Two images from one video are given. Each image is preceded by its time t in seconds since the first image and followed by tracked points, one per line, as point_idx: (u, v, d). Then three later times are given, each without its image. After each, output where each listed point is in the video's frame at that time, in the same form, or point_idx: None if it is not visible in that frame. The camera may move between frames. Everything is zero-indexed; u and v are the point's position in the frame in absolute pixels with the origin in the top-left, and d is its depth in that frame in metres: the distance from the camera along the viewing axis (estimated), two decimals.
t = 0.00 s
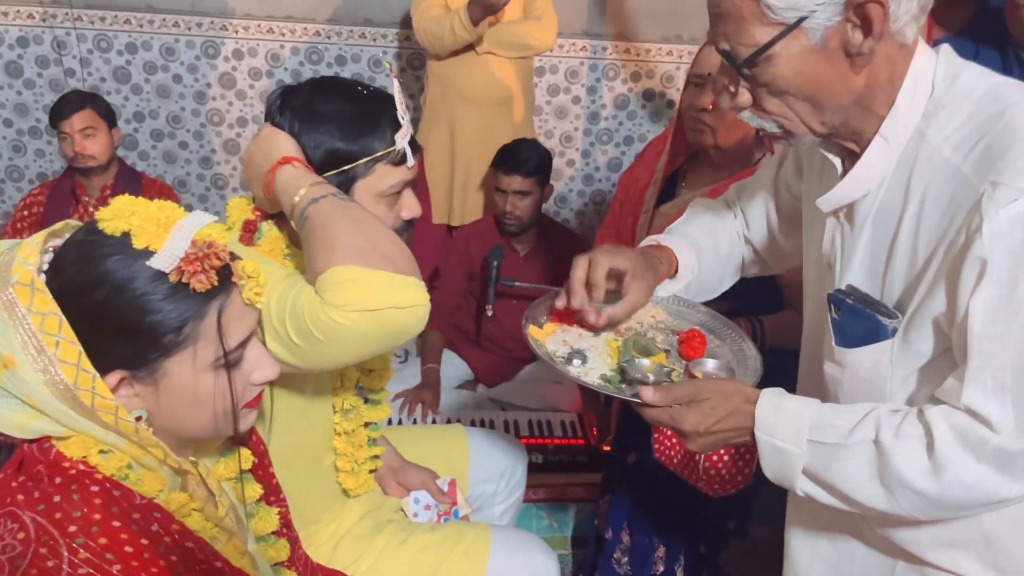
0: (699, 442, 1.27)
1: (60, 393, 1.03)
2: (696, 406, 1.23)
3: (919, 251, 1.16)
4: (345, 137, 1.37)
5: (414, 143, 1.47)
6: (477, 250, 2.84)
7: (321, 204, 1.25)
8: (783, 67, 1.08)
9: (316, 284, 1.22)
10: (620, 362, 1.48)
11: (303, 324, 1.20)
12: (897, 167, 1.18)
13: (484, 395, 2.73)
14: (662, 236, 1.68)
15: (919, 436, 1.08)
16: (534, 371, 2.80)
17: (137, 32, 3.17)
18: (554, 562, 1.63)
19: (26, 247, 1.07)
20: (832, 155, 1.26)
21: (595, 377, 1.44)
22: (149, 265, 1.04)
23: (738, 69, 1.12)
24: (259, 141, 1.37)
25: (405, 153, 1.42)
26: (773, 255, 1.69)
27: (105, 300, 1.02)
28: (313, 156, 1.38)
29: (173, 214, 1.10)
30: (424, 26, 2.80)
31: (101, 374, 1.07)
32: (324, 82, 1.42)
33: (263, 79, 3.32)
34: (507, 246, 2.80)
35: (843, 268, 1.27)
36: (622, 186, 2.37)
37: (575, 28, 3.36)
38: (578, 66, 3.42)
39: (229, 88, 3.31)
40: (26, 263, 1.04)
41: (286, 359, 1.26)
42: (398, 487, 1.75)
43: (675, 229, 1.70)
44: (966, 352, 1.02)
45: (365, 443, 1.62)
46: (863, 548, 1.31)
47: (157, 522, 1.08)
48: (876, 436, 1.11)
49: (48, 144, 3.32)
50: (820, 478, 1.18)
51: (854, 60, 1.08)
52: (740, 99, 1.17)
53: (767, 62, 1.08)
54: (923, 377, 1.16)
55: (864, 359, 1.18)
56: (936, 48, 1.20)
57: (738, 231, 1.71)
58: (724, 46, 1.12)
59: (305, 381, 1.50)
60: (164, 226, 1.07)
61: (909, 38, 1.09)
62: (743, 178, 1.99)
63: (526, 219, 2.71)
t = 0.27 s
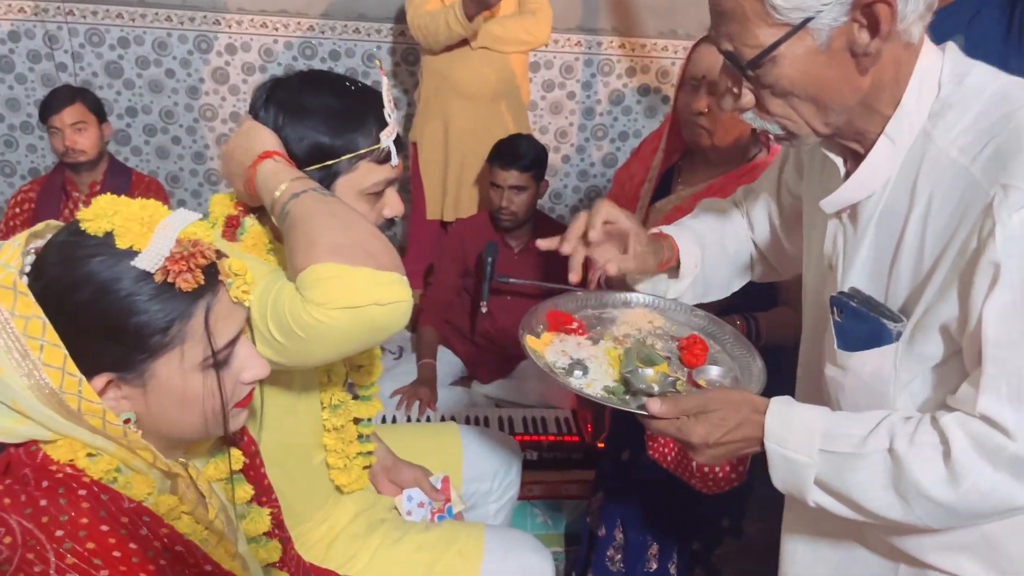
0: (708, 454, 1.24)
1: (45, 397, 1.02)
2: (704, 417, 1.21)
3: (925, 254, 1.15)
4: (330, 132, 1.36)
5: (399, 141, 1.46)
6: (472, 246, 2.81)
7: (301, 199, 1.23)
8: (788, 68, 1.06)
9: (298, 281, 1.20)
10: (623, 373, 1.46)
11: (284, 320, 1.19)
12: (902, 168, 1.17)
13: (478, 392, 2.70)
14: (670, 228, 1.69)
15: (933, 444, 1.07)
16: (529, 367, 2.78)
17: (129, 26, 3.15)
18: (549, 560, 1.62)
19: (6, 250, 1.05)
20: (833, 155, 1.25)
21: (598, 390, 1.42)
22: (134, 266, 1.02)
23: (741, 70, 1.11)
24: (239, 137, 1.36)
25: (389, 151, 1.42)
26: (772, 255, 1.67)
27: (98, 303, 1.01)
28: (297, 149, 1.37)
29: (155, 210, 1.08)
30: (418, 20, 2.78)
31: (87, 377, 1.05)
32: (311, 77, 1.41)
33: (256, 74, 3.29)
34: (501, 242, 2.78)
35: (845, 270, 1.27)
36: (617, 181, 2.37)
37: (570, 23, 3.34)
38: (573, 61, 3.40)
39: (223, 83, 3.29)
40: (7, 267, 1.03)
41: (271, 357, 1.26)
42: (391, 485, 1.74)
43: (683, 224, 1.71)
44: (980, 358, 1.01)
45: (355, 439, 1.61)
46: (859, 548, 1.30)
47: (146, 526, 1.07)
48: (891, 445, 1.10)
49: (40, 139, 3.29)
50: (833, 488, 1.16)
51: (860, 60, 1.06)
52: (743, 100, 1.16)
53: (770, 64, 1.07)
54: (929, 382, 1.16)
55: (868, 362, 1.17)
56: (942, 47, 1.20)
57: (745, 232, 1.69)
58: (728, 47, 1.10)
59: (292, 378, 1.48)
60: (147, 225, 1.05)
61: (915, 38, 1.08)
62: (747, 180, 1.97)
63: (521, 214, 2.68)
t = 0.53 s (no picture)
0: (718, 469, 1.21)
1: (37, 399, 1.00)
2: (713, 431, 1.18)
3: (934, 260, 1.13)
4: (297, 119, 1.35)
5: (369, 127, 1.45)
6: (467, 246, 2.80)
7: (283, 219, 1.21)
8: (794, 73, 1.05)
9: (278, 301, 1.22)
10: (627, 387, 1.43)
11: (264, 341, 1.22)
12: (908, 171, 1.15)
13: (474, 392, 2.68)
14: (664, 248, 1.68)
15: (949, 453, 1.04)
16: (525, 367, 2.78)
17: (124, 25, 3.13)
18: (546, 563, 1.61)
19: None
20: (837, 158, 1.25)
21: (603, 404, 1.38)
22: (125, 264, 1.01)
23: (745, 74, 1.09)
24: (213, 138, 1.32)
25: (357, 138, 1.39)
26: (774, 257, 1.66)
27: (95, 304, 1.00)
28: (263, 138, 1.35)
29: (145, 211, 1.08)
30: (414, 19, 2.77)
31: (80, 378, 1.04)
32: (276, 66, 1.39)
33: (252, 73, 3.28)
34: (497, 241, 2.77)
35: (851, 275, 1.26)
36: (614, 181, 2.35)
37: (567, 22, 3.34)
38: (569, 61, 3.40)
39: (218, 82, 3.28)
40: None
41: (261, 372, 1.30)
42: (387, 485, 1.73)
43: (682, 241, 1.69)
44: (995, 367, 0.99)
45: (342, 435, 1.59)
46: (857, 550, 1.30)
47: (138, 528, 1.05)
48: (905, 455, 1.08)
49: (34, 138, 3.28)
50: (848, 501, 1.14)
51: (866, 64, 1.05)
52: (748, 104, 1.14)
53: (775, 68, 1.05)
54: (939, 390, 1.15)
55: (875, 369, 1.16)
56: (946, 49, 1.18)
57: (746, 240, 1.68)
58: (733, 51, 1.09)
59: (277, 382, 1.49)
60: (138, 223, 1.05)
61: (921, 41, 1.07)
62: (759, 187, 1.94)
63: (517, 213, 2.68)
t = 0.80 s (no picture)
0: (726, 481, 1.21)
1: (38, 403, 1.01)
2: (721, 444, 1.18)
3: (939, 270, 1.12)
4: (248, 114, 1.38)
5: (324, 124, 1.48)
6: (466, 251, 2.81)
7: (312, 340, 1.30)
8: (799, 83, 1.04)
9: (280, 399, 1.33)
10: (631, 400, 1.40)
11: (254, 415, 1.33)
12: (913, 181, 1.15)
13: (472, 397, 2.67)
14: (659, 258, 1.67)
15: (958, 465, 1.04)
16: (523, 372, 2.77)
17: (123, 29, 3.14)
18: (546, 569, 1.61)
19: None
20: (840, 166, 1.24)
21: (606, 418, 1.36)
22: (125, 266, 1.02)
23: (751, 83, 1.08)
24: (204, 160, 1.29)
25: (308, 132, 1.43)
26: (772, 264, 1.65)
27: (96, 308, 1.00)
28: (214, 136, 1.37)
29: (145, 213, 1.09)
30: (412, 23, 2.78)
31: (84, 381, 1.04)
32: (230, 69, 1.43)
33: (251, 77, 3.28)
34: (496, 245, 2.77)
35: (854, 285, 1.25)
36: (612, 185, 2.35)
37: (565, 27, 3.35)
38: (567, 65, 3.40)
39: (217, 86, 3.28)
40: None
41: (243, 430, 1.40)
42: (384, 490, 1.72)
43: (677, 251, 1.69)
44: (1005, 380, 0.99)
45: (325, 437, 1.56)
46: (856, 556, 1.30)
47: (138, 532, 1.06)
48: (914, 467, 1.08)
49: (32, 142, 3.28)
50: (856, 513, 1.14)
51: (872, 74, 1.05)
52: (751, 114, 1.14)
53: (780, 78, 1.05)
54: (947, 401, 1.15)
55: (881, 380, 1.16)
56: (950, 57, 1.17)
57: (740, 249, 1.69)
58: (737, 62, 1.08)
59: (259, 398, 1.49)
60: (139, 225, 1.06)
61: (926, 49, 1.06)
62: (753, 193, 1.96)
63: (516, 217, 2.68)
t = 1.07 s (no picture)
0: (728, 495, 1.20)
1: (45, 404, 1.01)
2: (723, 458, 1.16)
3: (942, 283, 1.12)
4: (213, 124, 1.58)
5: (286, 130, 1.67)
6: (465, 259, 2.82)
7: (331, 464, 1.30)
8: (802, 93, 1.04)
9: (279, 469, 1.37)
10: (630, 415, 1.39)
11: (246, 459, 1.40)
12: (916, 192, 1.14)
13: (472, 404, 2.69)
14: (651, 270, 1.66)
15: (963, 479, 1.04)
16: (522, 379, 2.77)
17: (124, 37, 3.15)
18: None
19: None
20: (839, 177, 1.23)
21: (606, 433, 1.35)
22: (134, 267, 1.03)
23: (750, 92, 1.08)
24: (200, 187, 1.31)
25: (271, 138, 1.63)
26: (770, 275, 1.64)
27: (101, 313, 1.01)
28: (180, 146, 1.59)
29: (151, 214, 1.09)
30: (412, 31, 2.79)
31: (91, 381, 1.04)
32: (195, 78, 1.63)
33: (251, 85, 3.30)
34: (495, 253, 2.78)
35: (856, 298, 1.24)
36: (607, 195, 2.35)
37: (564, 36, 3.36)
38: (567, 74, 3.42)
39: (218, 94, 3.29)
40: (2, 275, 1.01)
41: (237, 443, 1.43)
42: (383, 498, 1.72)
43: (669, 262, 1.68)
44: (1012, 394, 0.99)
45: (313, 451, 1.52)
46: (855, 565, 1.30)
47: (138, 537, 1.06)
48: (919, 481, 1.07)
49: (33, 149, 3.28)
50: (859, 527, 1.13)
51: (876, 85, 1.05)
52: (753, 125, 1.14)
53: (784, 88, 1.04)
54: (952, 414, 1.14)
55: (884, 394, 1.15)
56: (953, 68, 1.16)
57: (734, 261, 1.68)
58: (740, 70, 1.08)
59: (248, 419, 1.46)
60: (145, 227, 1.06)
61: (928, 59, 1.06)
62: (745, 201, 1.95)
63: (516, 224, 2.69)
